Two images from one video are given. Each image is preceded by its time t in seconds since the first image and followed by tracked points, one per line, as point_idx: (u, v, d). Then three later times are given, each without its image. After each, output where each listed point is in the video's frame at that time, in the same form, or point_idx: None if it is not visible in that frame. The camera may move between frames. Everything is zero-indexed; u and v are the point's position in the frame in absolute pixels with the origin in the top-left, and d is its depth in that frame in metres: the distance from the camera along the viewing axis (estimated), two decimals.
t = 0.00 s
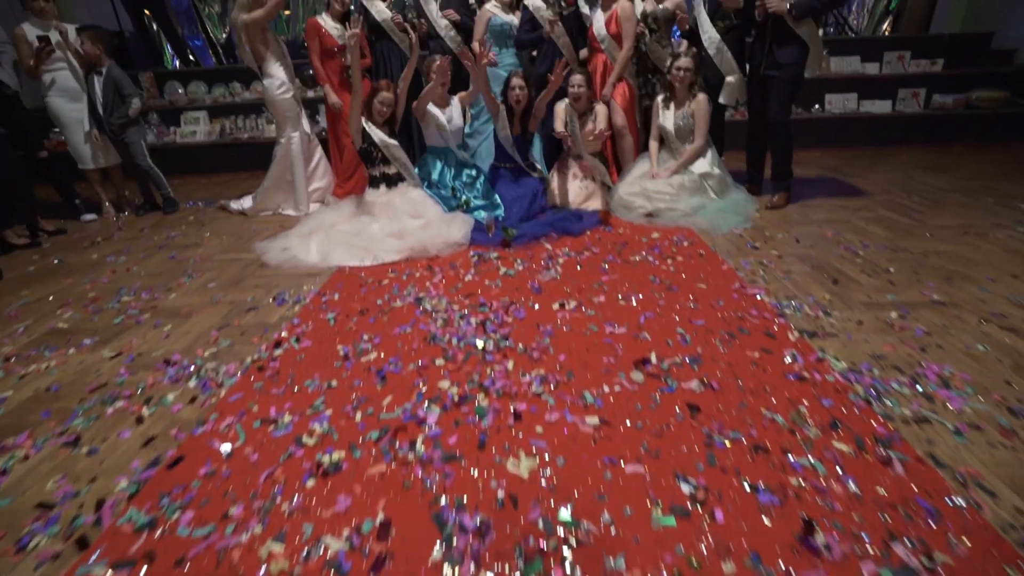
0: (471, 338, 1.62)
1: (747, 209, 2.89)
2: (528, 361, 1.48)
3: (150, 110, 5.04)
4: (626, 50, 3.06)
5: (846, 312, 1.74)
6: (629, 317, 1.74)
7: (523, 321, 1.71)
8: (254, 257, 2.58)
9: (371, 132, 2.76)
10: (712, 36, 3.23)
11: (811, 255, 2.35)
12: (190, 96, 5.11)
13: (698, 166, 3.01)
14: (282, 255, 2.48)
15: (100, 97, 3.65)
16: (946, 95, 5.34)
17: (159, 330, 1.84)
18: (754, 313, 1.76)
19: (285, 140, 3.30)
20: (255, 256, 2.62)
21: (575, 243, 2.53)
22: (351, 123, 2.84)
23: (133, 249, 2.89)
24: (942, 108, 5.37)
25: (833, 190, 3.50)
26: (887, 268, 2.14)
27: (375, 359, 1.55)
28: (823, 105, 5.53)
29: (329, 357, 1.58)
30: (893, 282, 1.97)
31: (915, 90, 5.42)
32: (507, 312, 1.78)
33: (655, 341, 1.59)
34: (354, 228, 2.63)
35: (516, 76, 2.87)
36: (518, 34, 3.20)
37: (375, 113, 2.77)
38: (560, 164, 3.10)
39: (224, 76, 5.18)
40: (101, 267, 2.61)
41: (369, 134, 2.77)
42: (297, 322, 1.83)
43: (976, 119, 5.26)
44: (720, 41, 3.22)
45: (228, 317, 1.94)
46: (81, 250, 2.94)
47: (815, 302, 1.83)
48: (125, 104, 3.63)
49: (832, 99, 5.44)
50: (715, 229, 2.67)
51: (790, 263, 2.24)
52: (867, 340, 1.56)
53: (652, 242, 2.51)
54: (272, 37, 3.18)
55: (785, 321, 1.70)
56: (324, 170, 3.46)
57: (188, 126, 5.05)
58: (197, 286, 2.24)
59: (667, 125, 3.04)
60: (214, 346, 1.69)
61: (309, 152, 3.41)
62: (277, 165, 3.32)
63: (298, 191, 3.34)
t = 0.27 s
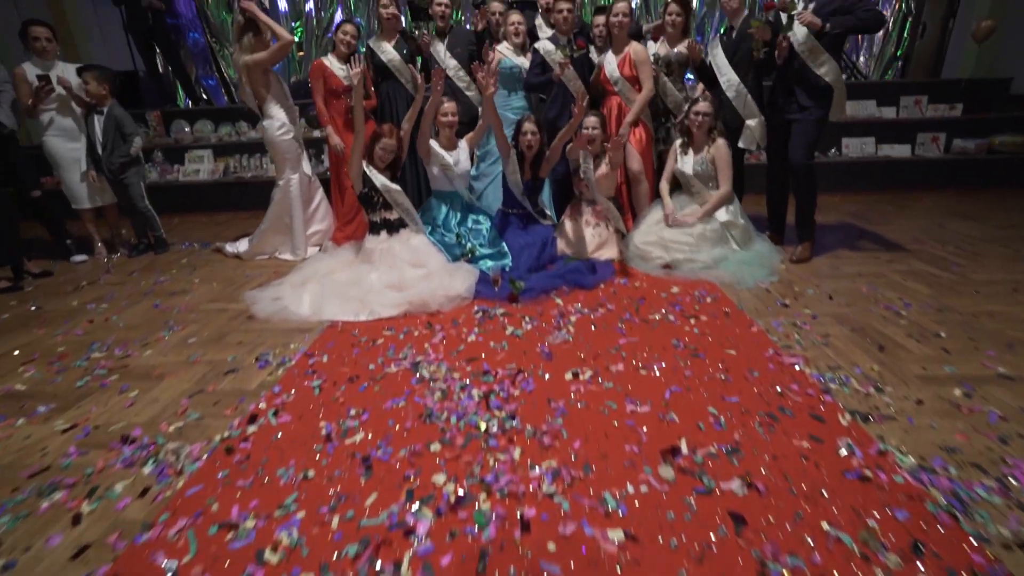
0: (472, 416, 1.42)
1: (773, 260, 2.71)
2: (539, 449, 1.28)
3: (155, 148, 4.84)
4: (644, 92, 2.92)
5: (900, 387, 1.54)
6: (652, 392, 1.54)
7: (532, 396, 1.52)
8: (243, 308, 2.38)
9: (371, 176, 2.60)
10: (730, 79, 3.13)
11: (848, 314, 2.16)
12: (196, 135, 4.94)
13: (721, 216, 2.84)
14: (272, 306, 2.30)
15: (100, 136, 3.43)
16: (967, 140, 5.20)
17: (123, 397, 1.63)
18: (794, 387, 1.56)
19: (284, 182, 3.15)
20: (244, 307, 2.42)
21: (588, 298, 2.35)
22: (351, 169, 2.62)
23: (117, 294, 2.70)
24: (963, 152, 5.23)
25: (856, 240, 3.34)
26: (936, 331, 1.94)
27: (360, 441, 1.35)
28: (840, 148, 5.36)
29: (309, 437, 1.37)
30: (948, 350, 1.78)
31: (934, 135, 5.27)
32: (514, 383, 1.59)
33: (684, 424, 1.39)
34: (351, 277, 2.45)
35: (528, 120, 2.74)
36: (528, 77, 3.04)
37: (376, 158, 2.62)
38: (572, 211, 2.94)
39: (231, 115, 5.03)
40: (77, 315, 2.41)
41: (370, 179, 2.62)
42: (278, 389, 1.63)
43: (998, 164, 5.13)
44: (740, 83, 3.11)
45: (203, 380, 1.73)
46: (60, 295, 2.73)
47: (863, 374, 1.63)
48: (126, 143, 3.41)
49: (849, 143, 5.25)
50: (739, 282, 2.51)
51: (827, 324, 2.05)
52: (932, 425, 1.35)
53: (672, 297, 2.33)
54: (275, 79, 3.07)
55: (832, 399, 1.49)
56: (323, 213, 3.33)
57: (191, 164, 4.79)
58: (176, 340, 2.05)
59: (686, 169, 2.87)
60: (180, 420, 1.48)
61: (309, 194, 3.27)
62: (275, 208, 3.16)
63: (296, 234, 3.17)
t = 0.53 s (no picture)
0: (464, 509, 1.21)
1: (792, 312, 2.53)
2: (544, 559, 1.09)
3: (145, 181, 4.55)
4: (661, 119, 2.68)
5: (958, 473, 1.35)
6: (671, 477, 1.34)
7: (534, 481, 1.32)
8: (217, 359, 2.15)
9: (364, 217, 2.43)
10: (742, 119, 3.00)
11: (885, 377, 1.97)
12: (189, 169, 4.64)
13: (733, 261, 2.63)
14: (249, 357, 2.09)
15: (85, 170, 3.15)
16: (977, 184, 5.10)
17: (60, 472, 1.41)
18: (837, 472, 1.36)
19: (271, 222, 2.95)
20: (218, 358, 2.18)
21: (592, 354, 2.16)
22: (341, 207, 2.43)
23: (81, 336, 2.47)
24: (974, 198, 5.11)
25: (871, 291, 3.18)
26: (986, 402, 1.76)
27: (329, 540, 1.14)
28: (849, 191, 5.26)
29: (268, 534, 1.16)
30: (1004, 427, 1.59)
31: (944, 178, 5.17)
32: (514, 464, 1.39)
33: (713, 523, 1.18)
34: (338, 325, 2.25)
35: (533, 161, 2.61)
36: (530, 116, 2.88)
37: (369, 200, 2.45)
38: (577, 256, 2.75)
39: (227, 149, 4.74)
40: (32, 362, 2.18)
41: (362, 220, 2.45)
42: (240, 463, 1.41)
43: (1010, 210, 5.01)
44: (753, 124, 2.98)
45: (156, 448, 1.51)
46: (19, 337, 2.51)
47: (915, 455, 1.43)
48: (116, 177, 3.16)
49: (858, 186, 5.17)
50: (758, 337, 2.31)
51: (863, 388, 1.86)
52: (1008, 531, 1.16)
53: (687, 356, 2.14)
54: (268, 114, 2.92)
55: (884, 490, 1.28)
56: (312, 253, 3.12)
57: (182, 198, 4.53)
58: (135, 396, 1.82)
59: (696, 210, 2.68)
60: (120, 506, 1.26)
61: (300, 233, 3.07)
62: (261, 248, 2.95)
63: (284, 275, 2.95)
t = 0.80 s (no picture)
0: None
1: (807, 362, 2.36)
2: None
3: (122, 208, 4.20)
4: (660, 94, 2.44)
5: None
6: None
7: None
8: (174, 409, 1.91)
9: (347, 255, 2.24)
10: (746, 152, 2.85)
11: (918, 438, 1.80)
12: (169, 195, 4.31)
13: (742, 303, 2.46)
14: (210, 409, 1.85)
15: (53, 197, 2.92)
16: (978, 224, 5.02)
17: None
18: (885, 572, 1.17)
19: (246, 255, 2.74)
20: (175, 409, 1.94)
21: (592, 409, 1.96)
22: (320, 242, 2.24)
23: (27, 378, 2.23)
24: (975, 237, 5.01)
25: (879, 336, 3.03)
26: None
27: None
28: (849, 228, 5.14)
29: None
30: None
31: (944, 217, 5.06)
32: (508, 557, 1.19)
33: None
34: (313, 372, 2.02)
35: (530, 195, 2.46)
36: (526, 148, 2.70)
37: (351, 235, 2.26)
38: (573, 297, 2.60)
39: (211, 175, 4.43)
40: None
41: (344, 257, 2.26)
42: (181, 554, 1.19)
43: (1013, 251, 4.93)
44: (758, 157, 2.82)
45: (84, 531, 1.27)
46: None
47: (970, 548, 1.26)
48: (89, 206, 2.95)
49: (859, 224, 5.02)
50: (772, 391, 2.13)
51: (896, 454, 1.68)
52: None
53: (697, 413, 1.95)
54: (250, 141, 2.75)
55: None
56: (291, 288, 2.90)
57: (159, 226, 4.18)
58: (73, 458, 1.59)
59: (703, 248, 2.51)
60: None
61: (279, 267, 2.85)
62: (234, 283, 2.73)
63: (259, 312, 2.72)
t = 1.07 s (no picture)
0: None
1: (819, 406, 2.19)
2: None
3: (88, 227, 3.91)
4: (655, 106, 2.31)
5: None
6: None
7: None
8: (119, 461, 1.69)
9: (321, 287, 2.04)
10: (747, 179, 2.72)
11: (949, 497, 1.64)
12: (140, 214, 4.04)
13: (748, 339, 2.28)
14: (160, 462, 1.63)
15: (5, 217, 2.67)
16: (973, 253, 4.92)
17: None
18: None
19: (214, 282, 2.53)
20: (120, 461, 1.72)
21: (590, 462, 1.77)
22: (291, 272, 2.04)
23: None
24: (970, 267, 4.90)
25: (885, 374, 2.88)
26: None
27: None
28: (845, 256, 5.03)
29: None
30: None
31: (939, 245, 4.94)
32: None
33: None
34: (279, 418, 1.81)
35: (524, 222, 2.32)
36: (519, 173, 2.55)
37: (326, 264, 2.07)
38: (565, 333, 2.42)
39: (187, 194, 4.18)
40: None
41: (318, 290, 2.06)
42: None
43: (1010, 281, 4.84)
44: (759, 185, 2.69)
45: None
46: None
47: None
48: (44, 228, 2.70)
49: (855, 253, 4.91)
50: (785, 440, 1.95)
51: (930, 518, 1.52)
52: None
53: (706, 465, 1.77)
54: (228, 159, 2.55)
55: None
56: (261, 319, 2.68)
57: (128, 246, 3.90)
58: None
59: (704, 279, 2.35)
60: None
61: (247, 296, 2.64)
62: (200, 313, 2.52)
63: (225, 346, 2.51)
